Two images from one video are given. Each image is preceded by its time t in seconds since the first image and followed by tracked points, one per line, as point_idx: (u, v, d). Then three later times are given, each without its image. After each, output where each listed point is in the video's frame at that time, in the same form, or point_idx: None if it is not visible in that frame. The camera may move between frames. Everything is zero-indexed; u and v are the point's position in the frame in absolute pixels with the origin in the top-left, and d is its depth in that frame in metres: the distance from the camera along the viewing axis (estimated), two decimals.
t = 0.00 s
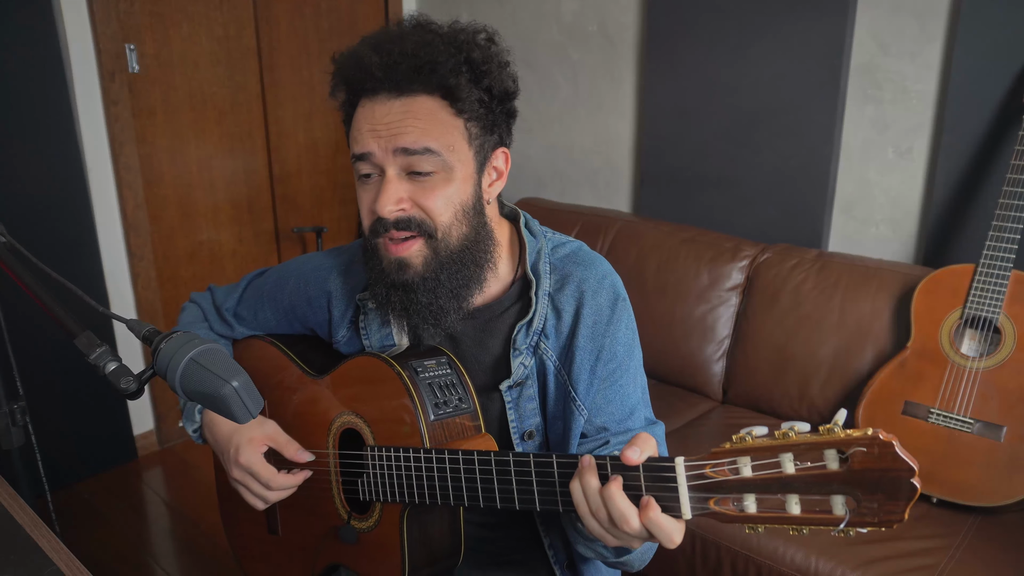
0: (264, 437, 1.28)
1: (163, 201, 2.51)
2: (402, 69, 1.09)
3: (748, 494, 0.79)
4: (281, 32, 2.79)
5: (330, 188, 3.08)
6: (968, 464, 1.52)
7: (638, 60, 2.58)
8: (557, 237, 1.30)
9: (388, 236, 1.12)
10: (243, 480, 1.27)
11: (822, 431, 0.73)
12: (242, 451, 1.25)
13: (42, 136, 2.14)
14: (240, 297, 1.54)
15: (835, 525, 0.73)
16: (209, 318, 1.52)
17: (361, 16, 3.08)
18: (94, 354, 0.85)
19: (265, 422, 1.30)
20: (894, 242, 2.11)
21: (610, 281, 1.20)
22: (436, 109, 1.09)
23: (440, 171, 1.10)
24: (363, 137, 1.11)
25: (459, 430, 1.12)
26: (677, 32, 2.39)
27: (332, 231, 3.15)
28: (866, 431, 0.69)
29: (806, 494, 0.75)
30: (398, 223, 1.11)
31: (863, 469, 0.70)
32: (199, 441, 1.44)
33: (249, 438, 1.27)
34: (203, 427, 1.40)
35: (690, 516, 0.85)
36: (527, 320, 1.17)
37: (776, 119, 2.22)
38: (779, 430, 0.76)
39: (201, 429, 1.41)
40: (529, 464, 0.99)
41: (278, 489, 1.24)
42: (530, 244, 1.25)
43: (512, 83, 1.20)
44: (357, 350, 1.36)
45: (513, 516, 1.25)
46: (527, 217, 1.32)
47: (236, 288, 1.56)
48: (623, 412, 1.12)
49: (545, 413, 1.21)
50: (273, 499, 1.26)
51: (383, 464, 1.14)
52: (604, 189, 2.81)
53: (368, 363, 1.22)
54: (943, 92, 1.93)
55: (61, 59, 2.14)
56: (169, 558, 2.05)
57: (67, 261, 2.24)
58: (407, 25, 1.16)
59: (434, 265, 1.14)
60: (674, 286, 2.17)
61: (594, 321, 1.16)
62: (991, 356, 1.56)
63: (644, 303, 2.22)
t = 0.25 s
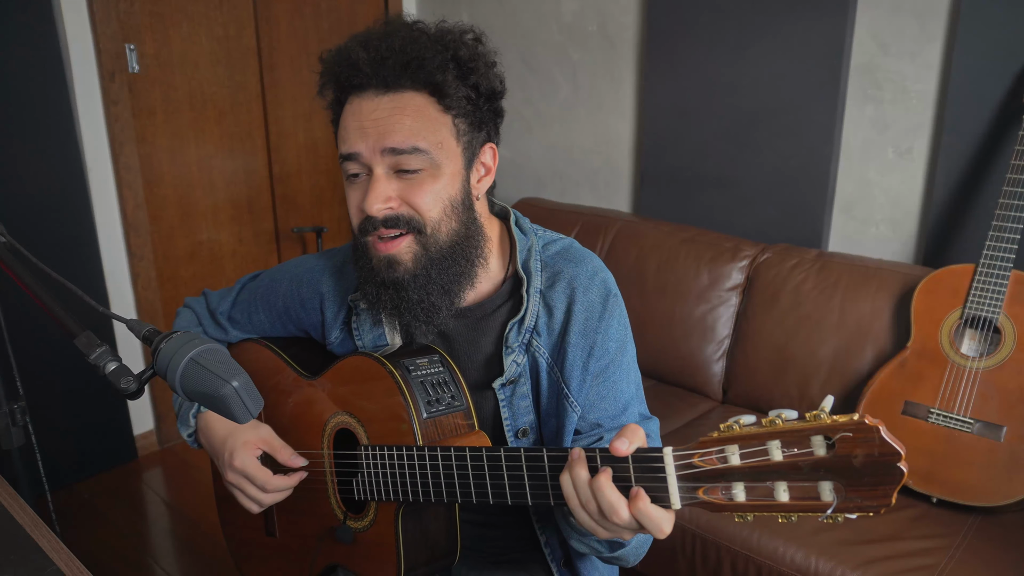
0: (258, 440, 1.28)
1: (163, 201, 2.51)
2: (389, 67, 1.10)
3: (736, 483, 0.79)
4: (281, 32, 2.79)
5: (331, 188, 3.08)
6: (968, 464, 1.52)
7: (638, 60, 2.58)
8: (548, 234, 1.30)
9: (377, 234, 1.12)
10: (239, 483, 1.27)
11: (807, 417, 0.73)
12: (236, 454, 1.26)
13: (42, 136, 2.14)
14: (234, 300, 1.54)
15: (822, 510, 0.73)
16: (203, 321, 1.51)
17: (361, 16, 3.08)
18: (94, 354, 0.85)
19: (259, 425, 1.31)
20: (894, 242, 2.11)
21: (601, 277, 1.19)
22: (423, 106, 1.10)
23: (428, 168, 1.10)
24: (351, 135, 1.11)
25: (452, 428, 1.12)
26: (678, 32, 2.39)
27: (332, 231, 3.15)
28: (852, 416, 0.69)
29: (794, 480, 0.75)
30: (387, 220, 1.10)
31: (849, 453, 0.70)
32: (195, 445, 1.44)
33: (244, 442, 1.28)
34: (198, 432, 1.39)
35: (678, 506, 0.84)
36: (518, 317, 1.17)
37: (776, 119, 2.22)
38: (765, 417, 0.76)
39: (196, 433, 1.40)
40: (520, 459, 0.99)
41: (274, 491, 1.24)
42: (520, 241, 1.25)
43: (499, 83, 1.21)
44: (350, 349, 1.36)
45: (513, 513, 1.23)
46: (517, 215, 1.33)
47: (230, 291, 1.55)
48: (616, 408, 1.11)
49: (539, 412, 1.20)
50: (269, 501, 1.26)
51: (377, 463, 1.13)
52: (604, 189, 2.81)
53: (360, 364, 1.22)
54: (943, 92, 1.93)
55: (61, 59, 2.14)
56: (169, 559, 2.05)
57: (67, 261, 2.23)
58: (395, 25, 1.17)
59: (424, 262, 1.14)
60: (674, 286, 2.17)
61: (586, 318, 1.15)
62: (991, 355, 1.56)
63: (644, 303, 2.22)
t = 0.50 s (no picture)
0: (250, 442, 1.28)
1: (162, 201, 2.51)
2: (374, 66, 1.10)
3: (720, 475, 0.78)
4: (281, 32, 2.79)
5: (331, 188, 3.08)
6: (968, 464, 1.52)
7: (638, 60, 2.58)
8: (539, 232, 1.29)
9: (365, 232, 1.12)
10: (231, 485, 1.26)
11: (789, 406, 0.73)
12: (229, 456, 1.25)
13: (42, 136, 2.13)
14: (227, 303, 1.53)
15: (805, 501, 0.73)
16: (197, 325, 1.51)
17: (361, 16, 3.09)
18: (94, 354, 0.85)
19: (251, 427, 1.30)
20: (894, 242, 2.11)
21: (591, 274, 1.19)
22: (408, 103, 1.09)
23: (414, 165, 1.10)
24: (337, 135, 1.11)
25: (443, 427, 1.11)
26: (678, 32, 2.39)
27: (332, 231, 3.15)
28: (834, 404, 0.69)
29: (778, 471, 0.74)
30: (375, 218, 1.10)
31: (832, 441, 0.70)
32: (189, 449, 1.42)
33: (236, 444, 1.27)
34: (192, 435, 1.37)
35: (662, 498, 0.85)
36: (509, 317, 1.17)
37: (776, 119, 2.23)
38: (748, 408, 0.76)
39: (190, 435, 1.38)
40: (506, 456, 0.99)
41: (267, 493, 1.25)
42: (510, 240, 1.24)
43: (485, 80, 1.21)
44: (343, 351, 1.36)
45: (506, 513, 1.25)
46: (507, 214, 1.32)
47: (224, 295, 1.55)
48: (609, 405, 1.11)
49: (532, 410, 1.20)
50: (261, 504, 1.26)
51: (370, 462, 1.13)
52: (604, 189, 2.81)
53: (350, 364, 1.22)
54: (943, 92, 1.93)
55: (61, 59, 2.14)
56: (169, 559, 2.05)
57: (67, 261, 2.23)
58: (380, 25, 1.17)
59: (413, 261, 1.13)
60: (674, 285, 2.17)
61: (576, 316, 1.15)
62: (990, 355, 1.56)
63: (644, 303, 2.22)
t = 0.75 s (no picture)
0: (243, 448, 1.28)
1: (162, 201, 2.51)
2: (377, 70, 1.04)
3: (695, 469, 0.77)
4: (281, 32, 2.79)
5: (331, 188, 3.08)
6: (968, 464, 1.52)
7: (638, 59, 2.58)
8: (526, 231, 1.28)
9: (373, 238, 1.09)
10: (226, 491, 1.27)
11: (763, 399, 0.71)
12: (222, 462, 1.26)
13: (42, 136, 2.13)
14: (219, 307, 1.54)
15: (780, 494, 0.71)
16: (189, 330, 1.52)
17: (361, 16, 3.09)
18: (94, 354, 0.85)
19: (244, 433, 1.31)
20: (894, 242, 2.11)
21: (579, 273, 1.18)
22: (413, 108, 1.05)
23: (420, 169, 1.06)
24: (337, 140, 1.06)
25: (429, 426, 1.11)
26: (678, 32, 2.39)
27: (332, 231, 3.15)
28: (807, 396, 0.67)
29: (754, 464, 0.73)
30: (384, 224, 1.08)
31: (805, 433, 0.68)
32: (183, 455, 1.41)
33: (229, 450, 1.27)
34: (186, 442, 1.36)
35: (639, 494, 0.83)
36: (496, 316, 1.17)
37: (775, 119, 2.23)
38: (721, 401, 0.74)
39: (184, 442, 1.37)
40: (487, 453, 0.98)
41: (258, 501, 1.25)
42: (496, 239, 1.23)
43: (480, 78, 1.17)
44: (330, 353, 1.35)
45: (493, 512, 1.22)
46: (495, 212, 1.31)
47: (215, 299, 1.56)
48: (598, 404, 1.10)
49: (521, 409, 1.20)
50: (251, 512, 1.26)
51: (358, 462, 1.14)
52: (604, 189, 2.81)
53: (335, 365, 1.22)
54: (943, 92, 1.94)
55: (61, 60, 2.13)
56: (169, 559, 2.05)
57: (67, 261, 2.23)
58: (373, 22, 1.11)
59: (424, 263, 1.12)
60: (674, 285, 2.17)
61: (563, 314, 1.14)
62: (991, 356, 1.56)
63: (644, 303, 2.22)
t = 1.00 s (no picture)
0: (234, 449, 1.28)
1: (162, 201, 2.51)
2: (401, 97, 1.03)
3: (667, 477, 0.77)
4: (281, 32, 2.79)
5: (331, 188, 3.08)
6: (968, 464, 1.52)
7: (638, 59, 2.58)
8: (515, 229, 1.29)
9: (382, 259, 1.09)
10: (218, 494, 1.27)
11: (733, 405, 0.71)
12: (213, 465, 1.26)
13: (43, 136, 2.13)
14: (211, 310, 1.54)
15: (749, 503, 0.71)
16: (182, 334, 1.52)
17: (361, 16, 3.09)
18: (94, 354, 0.85)
19: (234, 434, 1.31)
20: (894, 242, 2.11)
21: (568, 270, 1.18)
22: (432, 135, 1.05)
23: (435, 194, 1.07)
24: (351, 160, 1.05)
25: (413, 429, 1.11)
26: (677, 32, 2.40)
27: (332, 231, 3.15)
28: (777, 403, 0.66)
29: (725, 472, 0.72)
30: (397, 248, 1.08)
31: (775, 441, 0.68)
32: (178, 457, 1.43)
33: (220, 452, 1.28)
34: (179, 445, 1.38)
35: (610, 502, 0.83)
36: (485, 314, 1.18)
37: (775, 119, 2.23)
38: (693, 408, 0.74)
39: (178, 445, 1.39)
40: (464, 459, 0.98)
41: (251, 500, 1.25)
42: (485, 236, 1.25)
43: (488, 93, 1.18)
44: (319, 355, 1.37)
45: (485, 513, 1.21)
46: (484, 211, 1.32)
47: (208, 302, 1.56)
48: (587, 403, 1.10)
49: (511, 408, 1.20)
50: (248, 510, 1.26)
51: (343, 465, 1.14)
52: (604, 189, 2.81)
53: (319, 367, 1.22)
54: (943, 92, 1.94)
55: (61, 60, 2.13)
56: (170, 558, 2.05)
57: (67, 262, 2.23)
58: (392, 37, 1.08)
59: (427, 283, 1.12)
60: (674, 285, 2.17)
61: (552, 312, 1.15)
62: (991, 355, 1.56)
63: (644, 303, 2.22)
